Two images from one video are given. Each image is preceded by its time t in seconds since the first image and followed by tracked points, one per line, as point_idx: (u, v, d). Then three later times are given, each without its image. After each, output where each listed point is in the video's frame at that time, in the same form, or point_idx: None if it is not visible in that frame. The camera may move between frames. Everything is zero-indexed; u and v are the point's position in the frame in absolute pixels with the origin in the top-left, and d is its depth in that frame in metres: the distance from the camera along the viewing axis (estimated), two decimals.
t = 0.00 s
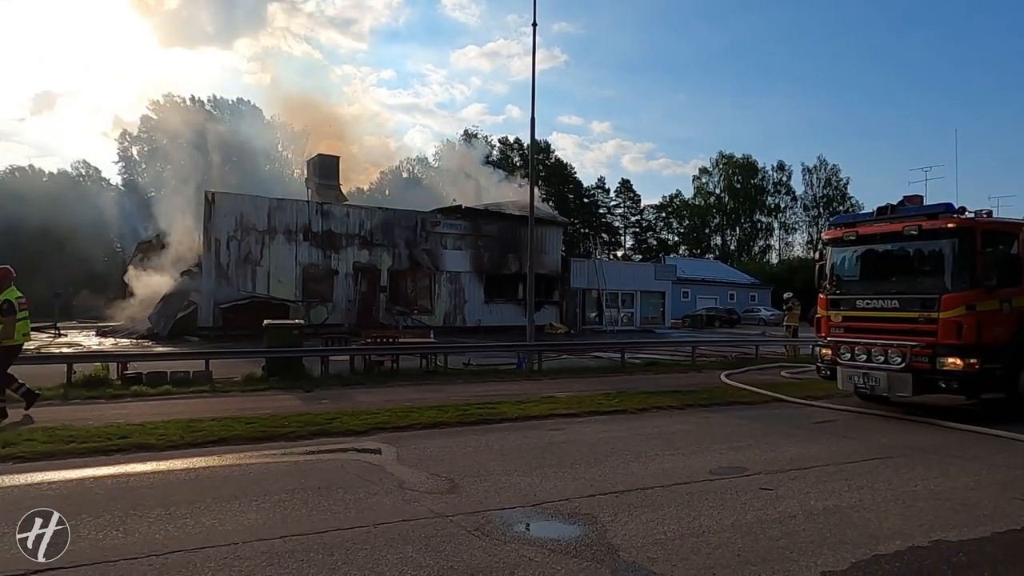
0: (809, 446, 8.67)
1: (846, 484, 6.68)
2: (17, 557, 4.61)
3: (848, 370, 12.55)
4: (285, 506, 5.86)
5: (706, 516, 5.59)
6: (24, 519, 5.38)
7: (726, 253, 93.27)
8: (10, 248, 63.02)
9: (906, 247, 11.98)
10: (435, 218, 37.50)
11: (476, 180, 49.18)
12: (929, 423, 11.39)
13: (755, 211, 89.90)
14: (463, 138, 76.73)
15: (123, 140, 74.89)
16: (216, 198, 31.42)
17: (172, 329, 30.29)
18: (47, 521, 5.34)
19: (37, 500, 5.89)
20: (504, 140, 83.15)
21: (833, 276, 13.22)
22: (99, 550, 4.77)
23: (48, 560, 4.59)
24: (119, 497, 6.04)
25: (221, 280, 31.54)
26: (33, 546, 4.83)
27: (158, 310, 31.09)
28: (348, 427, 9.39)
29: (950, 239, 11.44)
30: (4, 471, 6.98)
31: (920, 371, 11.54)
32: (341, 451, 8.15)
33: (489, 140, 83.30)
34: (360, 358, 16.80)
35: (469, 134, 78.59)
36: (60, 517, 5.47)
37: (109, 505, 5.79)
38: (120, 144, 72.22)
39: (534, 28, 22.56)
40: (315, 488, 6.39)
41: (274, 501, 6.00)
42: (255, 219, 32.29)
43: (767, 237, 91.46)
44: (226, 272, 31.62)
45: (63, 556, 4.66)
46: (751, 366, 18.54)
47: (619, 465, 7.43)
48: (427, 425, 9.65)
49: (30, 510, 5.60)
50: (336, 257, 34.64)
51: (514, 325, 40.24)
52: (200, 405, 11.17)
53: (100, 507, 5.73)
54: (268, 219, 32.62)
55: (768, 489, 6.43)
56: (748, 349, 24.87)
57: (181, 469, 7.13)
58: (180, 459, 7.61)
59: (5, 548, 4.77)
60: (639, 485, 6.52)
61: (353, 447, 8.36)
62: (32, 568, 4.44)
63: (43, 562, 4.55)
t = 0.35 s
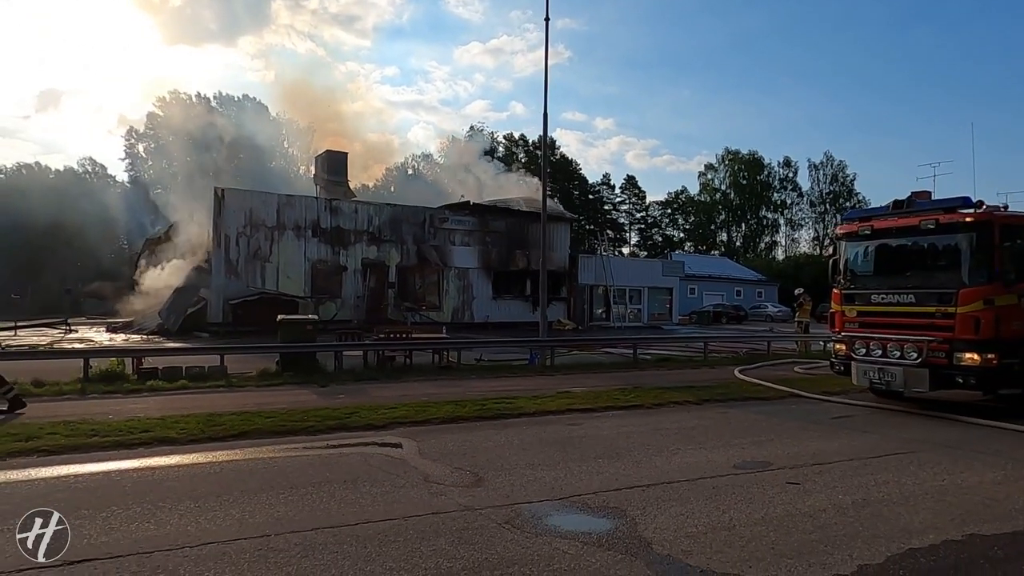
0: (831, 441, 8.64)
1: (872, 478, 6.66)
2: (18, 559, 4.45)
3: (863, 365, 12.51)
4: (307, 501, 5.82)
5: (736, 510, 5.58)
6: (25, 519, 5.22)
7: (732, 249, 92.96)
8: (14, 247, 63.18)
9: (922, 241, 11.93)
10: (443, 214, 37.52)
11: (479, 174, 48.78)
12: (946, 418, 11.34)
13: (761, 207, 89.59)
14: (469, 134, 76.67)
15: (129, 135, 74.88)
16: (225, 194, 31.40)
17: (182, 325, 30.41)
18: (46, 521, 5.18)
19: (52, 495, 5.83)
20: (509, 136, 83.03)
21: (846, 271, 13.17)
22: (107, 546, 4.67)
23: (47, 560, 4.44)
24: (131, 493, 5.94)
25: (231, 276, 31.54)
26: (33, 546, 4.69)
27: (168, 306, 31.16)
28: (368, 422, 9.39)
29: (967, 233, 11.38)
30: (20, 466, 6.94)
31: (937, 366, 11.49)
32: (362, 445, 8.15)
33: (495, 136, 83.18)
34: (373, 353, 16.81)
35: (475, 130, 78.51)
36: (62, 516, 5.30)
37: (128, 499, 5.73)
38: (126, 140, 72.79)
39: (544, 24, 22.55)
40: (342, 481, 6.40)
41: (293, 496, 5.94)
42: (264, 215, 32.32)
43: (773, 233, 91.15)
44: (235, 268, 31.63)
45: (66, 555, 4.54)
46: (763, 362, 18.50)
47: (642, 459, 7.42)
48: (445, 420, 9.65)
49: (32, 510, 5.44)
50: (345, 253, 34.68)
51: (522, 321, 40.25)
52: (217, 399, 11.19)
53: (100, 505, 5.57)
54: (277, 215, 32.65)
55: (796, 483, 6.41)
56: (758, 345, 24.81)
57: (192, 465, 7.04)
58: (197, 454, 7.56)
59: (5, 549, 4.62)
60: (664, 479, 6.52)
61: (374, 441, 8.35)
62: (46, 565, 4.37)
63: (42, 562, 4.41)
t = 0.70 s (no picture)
0: (861, 439, 8.57)
1: (909, 476, 6.58)
2: (17, 558, 4.44)
3: (883, 363, 12.43)
4: (331, 498, 5.80)
5: (777, 509, 5.53)
6: (24, 519, 5.19)
7: (738, 247, 92.67)
8: (18, 246, 62.79)
9: (944, 237, 11.78)
10: (452, 211, 37.51)
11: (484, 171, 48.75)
12: (970, 416, 11.24)
13: (768, 204, 89.36)
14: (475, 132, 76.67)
15: (136, 134, 75.11)
16: (236, 192, 31.40)
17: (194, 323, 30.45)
18: (46, 521, 5.14)
19: (82, 494, 5.81)
20: (514, 134, 82.99)
21: (865, 268, 13.07)
22: (117, 547, 4.63)
23: (47, 560, 4.42)
24: (143, 490, 5.93)
25: (242, 274, 31.55)
26: (33, 546, 4.66)
27: (180, 304, 31.22)
28: (392, 419, 9.37)
29: (990, 229, 11.21)
30: (42, 464, 6.94)
31: (960, 364, 11.40)
32: (389, 443, 8.13)
33: (500, 134, 83.14)
34: (389, 351, 16.79)
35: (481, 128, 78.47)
36: (62, 517, 5.26)
37: (155, 498, 5.71)
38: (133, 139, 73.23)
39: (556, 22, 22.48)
40: (376, 479, 6.41)
41: (312, 494, 5.92)
42: (275, 213, 32.32)
43: (780, 231, 90.89)
44: (246, 266, 31.63)
45: (72, 555, 4.51)
46: (779, 360, 18.41)
47: (673, 457, 7.39)
48: (469, 418, 9.62)
49: (32, 510, 5.39)
50: (355, 251, 34.68)
51: (531, 318, 40.21)
52: (237, 397, 11.18)
53: (103, 504, 5.52)
54: (287, 213, 32.66)
55: (832, 481, 6.35)
56: (772, 343, 24.71)
57: (207, 463, 7.01)
58: (217, 452, 7.54)
59: (5, 550, 4.60)
60: (698, 477, 6.49)
61: (401, 439, 8.33)
62: (69, 565, 4.34)
63: (41, 562, 4.39)
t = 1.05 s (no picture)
0: (889, 439, 8.58)
1: (945, 478, 6.58)
2: (17, 559, 4.53)
3: (904, 363, 12.39)
4: (362, 498, 5.87)
5: (818, 510, 5.54)
6: (24, 519, 5.28)
7: (747, 246, 92.31)
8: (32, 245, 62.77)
9: (966, 237, 11.70)
10: (464, 211, 37.56)
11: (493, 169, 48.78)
12: (993, 417, 11.19)
13: (777, 202, 89.10)
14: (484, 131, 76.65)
15: (147, 134, 75.45)
16: (251, 192, 31.54)
17: (209, 323, 30.58)
18: (47, 521, 5.24)
19: (124, 493, 5.90)
20: (522, 132, 82.93)
21: (884, 268, 13.05)
22: (116, 550, 4.65)
23: (47, 559, 4.51)
24: (153, 489, 6.03)
25: (257, 273, 31.69)
26: (33, 546, 4.75)
27: (195, 304, 31.36)
28: (420, 419, 9.43)
29: (1013, 229, 11.13)
30: (74, 464, 7.07)
31: (982, 365, 11.34)
32: (419, 443, 8.19)
33: (509, 133, 83.11)
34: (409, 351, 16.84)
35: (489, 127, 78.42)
36: (61, 517, 5.35)
37: (194, 497, 5.79)
38: (144, 138, 73.73)
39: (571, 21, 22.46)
40: (413, 479, 6.49)
41: (336, 493, 5.99)
42: (289, 213, 32.45)
43: (789, 229, 90.65)
44: (261, 266, 31.77)
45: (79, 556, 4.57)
46: (797, 359, 18.37)
47: (706, 458, 7.41)
48: (496, 418, 9.67)
49: (30, 510, 5.48)
50: (369, 251, 34.77)
51: (543, 317, 40.24)
52: (263, 396, 11.27)
53: (106, 506, 5.55)
54: (301, 214, 32.77)
55: (868, 483, 6.36)
56: (787, 343, 24.66)
57: (231, 462, 7.10)
58: (245, 452, 7.62)
59: (4, 549, 4.68)
60: (735, 478, 6.51)
61: (430, 439, 8.38)
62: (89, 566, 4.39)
63: (41, 563, 4.47)
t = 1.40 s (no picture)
0: (917, 436, 8.66)
1: (979, 474, 6.66)
2: (18, 559, 4.48)
3: (923, 361, 12.45)
4: (401, 494, 5.96)
5: (857, 504, 5.64)
6: (24, 519, 5.22)
7: (755, 244, 92.08)
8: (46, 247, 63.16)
9: (984, 234, 11.74)
10: (477, 210, 37.70)
11: (499, 169, 49.05)
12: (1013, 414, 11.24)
13: (785, 200, 89.05)
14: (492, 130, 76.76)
15: (157, 134, 75.76)
16: (267, 192, 31.78)
17: (225, 322, 30.80)
18: (47, 521, 5.18)
19: (171, 489, 6.01)
20: (530, 131, 82.96)
21: (901, 266, 13.11)
22: (104, 556, 4.55)
23: (47, 560, 4.47)
24: (167, 488, 6.03)
25: (272, 273, 31.92)
26: (33, 546, 4.71)
27: (212, 303, 31.58)
28: (451, 416, 9.57)
29: None
30: (113, 461, 7.19)
31: (1002, 363, 11.38)
32: (453, 439, 8.32)
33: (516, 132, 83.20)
34: (430, 350, 16.98)
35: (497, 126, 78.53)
36: (62, 516, 5.30)
37: (241, 493, 5.92)
38: (154, 139, 74.25)
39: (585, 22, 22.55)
40: (453, 474, 6.61)
41: (364, 490, 6.02)
42: (304, 212, 32.67)
43: (797, 227, 90.55)
44: (276, 265, 31.99)
45: (94, 555, 4.55)
46: (815, 357, 18.44)
47: (739, 454, 7.53)
48: (525, 415, 9.80)
49: (30, 510, 5.43)
50: (382, 250, 34.95)
51: (555, 316, 40.37)
52: (291, 395, 11.43)
53: (100, 509, 5.44)
54: (316, 213, 32.98)
55: (902, 478, 6.46)
56: (802, 341, 24.70)
57: (261, 459, 7.18)
58: (279, 449, 7.72)
59: (5, 549, 4.65)
60: (769, 474, 6.64)
61: (463, 436, 8.50)
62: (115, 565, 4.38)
63: (41, 563, 4.43)
